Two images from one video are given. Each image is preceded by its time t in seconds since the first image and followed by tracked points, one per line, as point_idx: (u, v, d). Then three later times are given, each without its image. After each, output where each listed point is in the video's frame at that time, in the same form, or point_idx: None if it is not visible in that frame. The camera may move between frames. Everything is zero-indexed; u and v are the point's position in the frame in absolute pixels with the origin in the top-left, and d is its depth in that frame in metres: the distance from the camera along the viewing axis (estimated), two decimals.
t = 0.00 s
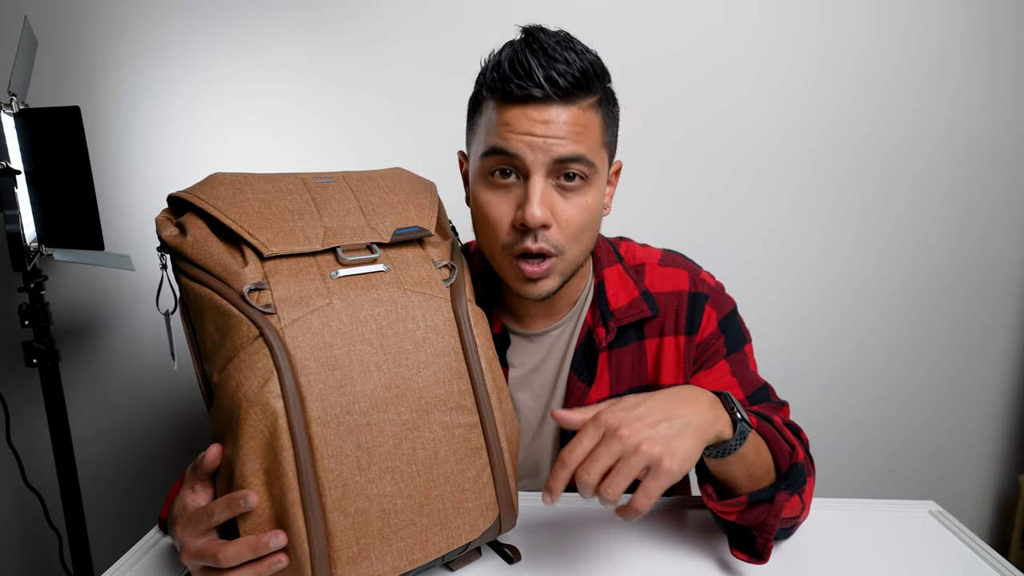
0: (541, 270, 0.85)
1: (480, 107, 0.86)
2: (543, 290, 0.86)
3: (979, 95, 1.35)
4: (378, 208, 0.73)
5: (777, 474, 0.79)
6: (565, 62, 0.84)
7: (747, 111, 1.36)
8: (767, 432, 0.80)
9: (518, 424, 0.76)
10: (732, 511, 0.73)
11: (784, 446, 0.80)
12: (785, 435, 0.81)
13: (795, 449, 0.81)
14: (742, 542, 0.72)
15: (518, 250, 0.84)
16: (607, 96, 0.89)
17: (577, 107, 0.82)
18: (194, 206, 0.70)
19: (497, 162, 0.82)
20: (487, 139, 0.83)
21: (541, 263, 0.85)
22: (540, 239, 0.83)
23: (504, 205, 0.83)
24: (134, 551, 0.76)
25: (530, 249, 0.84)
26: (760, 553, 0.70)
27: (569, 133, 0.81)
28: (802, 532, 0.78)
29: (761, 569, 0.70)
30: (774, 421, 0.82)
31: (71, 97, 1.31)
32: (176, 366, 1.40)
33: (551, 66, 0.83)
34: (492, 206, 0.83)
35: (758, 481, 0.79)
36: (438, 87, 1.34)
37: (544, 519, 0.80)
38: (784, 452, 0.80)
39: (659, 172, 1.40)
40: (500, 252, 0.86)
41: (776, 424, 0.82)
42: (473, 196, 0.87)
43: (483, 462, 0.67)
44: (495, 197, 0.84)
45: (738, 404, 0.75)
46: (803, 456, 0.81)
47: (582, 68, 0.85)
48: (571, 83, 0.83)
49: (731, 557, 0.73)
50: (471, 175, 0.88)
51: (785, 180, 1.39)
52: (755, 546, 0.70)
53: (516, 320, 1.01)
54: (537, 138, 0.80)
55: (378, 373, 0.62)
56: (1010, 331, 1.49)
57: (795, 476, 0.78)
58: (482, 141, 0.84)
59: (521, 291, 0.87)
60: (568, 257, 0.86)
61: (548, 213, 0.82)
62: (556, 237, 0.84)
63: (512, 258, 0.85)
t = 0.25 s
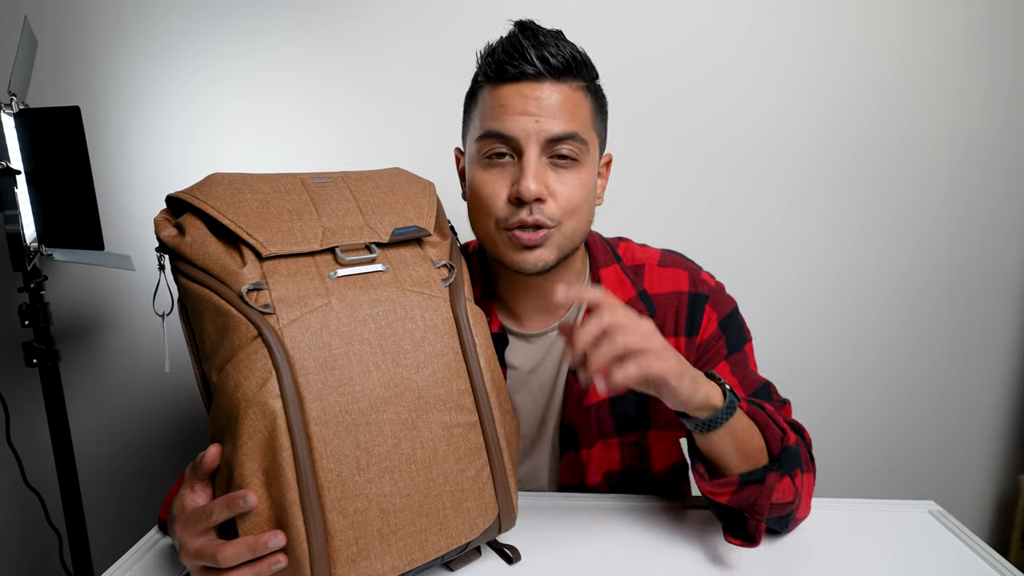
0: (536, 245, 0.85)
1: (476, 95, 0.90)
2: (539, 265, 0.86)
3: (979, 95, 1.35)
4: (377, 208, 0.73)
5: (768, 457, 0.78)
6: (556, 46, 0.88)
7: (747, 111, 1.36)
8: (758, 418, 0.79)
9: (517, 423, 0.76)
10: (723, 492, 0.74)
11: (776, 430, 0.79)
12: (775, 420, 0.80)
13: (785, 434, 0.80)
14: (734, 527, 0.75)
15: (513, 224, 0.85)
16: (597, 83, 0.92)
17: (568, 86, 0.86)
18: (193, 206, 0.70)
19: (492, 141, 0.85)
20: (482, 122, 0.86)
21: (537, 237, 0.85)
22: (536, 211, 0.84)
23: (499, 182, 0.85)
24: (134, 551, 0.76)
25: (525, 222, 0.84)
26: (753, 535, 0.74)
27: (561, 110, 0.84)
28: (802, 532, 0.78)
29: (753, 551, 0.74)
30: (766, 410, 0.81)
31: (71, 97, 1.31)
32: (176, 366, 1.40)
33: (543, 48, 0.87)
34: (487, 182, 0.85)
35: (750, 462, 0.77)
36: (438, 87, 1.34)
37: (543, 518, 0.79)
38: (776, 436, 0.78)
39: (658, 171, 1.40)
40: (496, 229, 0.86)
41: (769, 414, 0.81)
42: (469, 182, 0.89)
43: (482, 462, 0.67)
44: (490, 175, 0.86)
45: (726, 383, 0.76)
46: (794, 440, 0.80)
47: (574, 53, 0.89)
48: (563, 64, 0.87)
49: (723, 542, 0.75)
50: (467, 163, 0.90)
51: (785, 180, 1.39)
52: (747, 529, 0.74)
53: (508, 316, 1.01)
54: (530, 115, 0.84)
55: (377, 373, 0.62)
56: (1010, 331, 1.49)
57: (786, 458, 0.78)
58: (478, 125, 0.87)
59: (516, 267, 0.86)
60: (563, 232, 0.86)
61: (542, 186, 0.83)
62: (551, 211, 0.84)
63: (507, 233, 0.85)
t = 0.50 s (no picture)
0: (531, 234, 0.85)
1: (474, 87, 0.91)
2: (533, 254, 0.86)
3: (979, 95, 1.35)
4: (377, 208, 0.73)
5: (771, 481, 0.77)
6: (555, 41, 0.89)
7: (746, 111, 1.36)
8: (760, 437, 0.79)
9: (517, 423, 0.76)
10: (724, 513, 0.73)
11: (779, 453, 0.78)
12: (779, 441, 0.80)
13: (790, 456, 0.79)
14: (733, 543, 0.73)
15: (509, 214, 0.85)
16: (592, 79, 0.93)
17: (565, 80, 0.87)
18: (193, 206, 0.70)
19: (489, 129, 0.85)
20: (480, 114, 0.87)
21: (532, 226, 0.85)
22: (531, 201, 0.84)
23: (495, 171, 0.85)
24: (134, 551, 0.76)
25: (520, 211, 0.84)
26: (750, 556, 0.71)
27: (558, 102, 0.85)
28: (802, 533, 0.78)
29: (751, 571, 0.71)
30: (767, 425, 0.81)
31: (71, 97, 1.31)
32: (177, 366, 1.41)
33: (542, 42, 0.88)
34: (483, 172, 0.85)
35: (753, 486, 0.77)
36: (438, 88, 1.34)
37: (543, 518, 0.80)
38: (779, 459, 0.78)
39: (658, 171, 1.40)
40: (490, 218, 0.86)
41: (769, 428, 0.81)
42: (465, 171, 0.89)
43: (482, 460, 0.67)
44: (486, 164, 0.86)
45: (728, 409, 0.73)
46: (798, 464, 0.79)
47: (571, 49, 0.90)
48: (561, 58, 0.88)
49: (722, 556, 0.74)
50: (463, 151, 0.90)
51: (784, 180, 1.39)
52: (745, 548, 0.71)
53: (507, 316, 1.02)
54: (527, 106, 0.84)
55: (378, 371, 0.62)
56: (1010, 330, 1.49)
57: (789, 484, 0.76)
58: (475, 117, 0.87)
59: (510, 256, 0.86)
60: (558, 221, 0.87)
61: (538, 176, 0.83)
62: (546, 201, 0.85)
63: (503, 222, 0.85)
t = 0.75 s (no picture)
0: (528, 234, 0.86)
1: (466, 90, 0.91)
2: (530, 254, 0.86)
3: (979, 95, 1.35)
4: (377, 208, 0.73)
5: (771, 475, 0.78)
6: (544, 40, 0.89)
7: (746, 111, 1.36)
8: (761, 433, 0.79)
9: (516, 423, 0.76)
10: (725, 509, 0.72)
11: (780, 448, 0.78)
12: (780, 437, 0.80)
13: (790, 451, 0.79)
14: (733, 539, 0.73)
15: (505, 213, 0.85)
16: (584, 75, 0.93)
17: (555, 77, 0.86)
18: (194, 206, 0.70)
19: (482, 130, 0.85)
20: (473, 116, 0.87)
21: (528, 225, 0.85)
22: (527, 200, 0.84)
23: (489, 172, 0.85)
24: (135, 551, 0.76)
25: (515, 210, 0.84)
26: (752, 552, 0.71)
27: (549, 100, 0.85)
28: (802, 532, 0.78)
29: (754, 568, 0.71)
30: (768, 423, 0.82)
31: (71, 97, 1.31)
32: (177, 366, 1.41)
33: (530, 41, 0.88)
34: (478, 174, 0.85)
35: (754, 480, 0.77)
36: (438, 87, 1.34)
37: (543, 518, 0.80)
38: (779, 454, 0.78)
39: (658, 171, 1.40)
40: (487, 219, 0.86)
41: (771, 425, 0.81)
42: (460, 173, 0.89)
43: (482, 460, 0.67)
44: (480, 165, 0.86)
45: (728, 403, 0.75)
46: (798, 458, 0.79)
47: (561, 47, 0.90)
48: (550, 56, 0.87)
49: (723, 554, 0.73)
50: (458, 153, 0.90)
51: (784, 180, 1.39)
52: (747, 544, 0.71)
53: (507, 316, 1.02)
54: (519, 106, 0.84)
55: (377, 371, 0.62)
56: (1010, 330, 1.49)
57: (789, 479, 0.76)
58: (468, 119, 0.88)
59: (507, 256, 0.86)
60: (554, 220, 0.87)
61: (532, 174, 0.83)
62: (541, 199, 0.85)
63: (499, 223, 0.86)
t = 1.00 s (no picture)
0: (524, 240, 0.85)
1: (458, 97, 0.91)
2: (530, 260, 0.86)
3: (979, 94, 1.35)
4: (377, 208, 0.73)
5: (772, 477, 0.78)
6: (532, 42, 0.88)
7: (745, 111, 1.36)
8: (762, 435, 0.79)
9: (517, 423, 0.76)
10: (727, 512, 0.72)
11: (780, 449, 0.78)
12: (781, 439, 0.80)
13: (791, 453, 0.79)
14: (736, 542, 0.72)
15: (501, 220, 0.85)
16: (575, 75, 0.92)
17: (545, 80, 0.86)
18: (194, 206, 0.70)
19: (474, 137, 0.85)
20: (465, 123, 0.87)
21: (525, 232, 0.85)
22: (522, 206, 0.83)
23: (483, 179, 0.85)
24: (134, 551, 0.76)
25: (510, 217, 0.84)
26: (754, 554, 0.70)
27: (540, 104, 0.84)
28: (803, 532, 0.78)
29: (756, 569, 0.71)
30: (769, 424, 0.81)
31: (71, 97, 1.31)
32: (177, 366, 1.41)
33: (518, 44, 0.87)
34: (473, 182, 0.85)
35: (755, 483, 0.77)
36: (438, 87, 1.34)
37: (543, 518, 0.79)
38: (780, 455, 0.78)
39: (658, 171, 1.40)
40: (483, 227, 0.86)
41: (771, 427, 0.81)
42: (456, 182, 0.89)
43: (482, 460, 0.67)
44: (474, 173, 0.86)
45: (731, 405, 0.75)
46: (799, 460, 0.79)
47: (549, 48, 0.89)
48: (539, 59, 0.87)
49: (724, 556, 0.73)
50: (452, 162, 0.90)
51: (784, 180, 1.39)
52: (749, 546, 0.71)
53: (507, 317, 1.02)
54: (510, 111, 0.83)
55: (377, 372, 0.62)
56: (1010, 330, 1.49)
57: (790, 480, 0.76)
58: (460, 127, 0.87)
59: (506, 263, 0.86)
60: (549, 225, 0.86)
61: (527, 180, 0.83)
62: (538, 204, 0.84)
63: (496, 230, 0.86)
